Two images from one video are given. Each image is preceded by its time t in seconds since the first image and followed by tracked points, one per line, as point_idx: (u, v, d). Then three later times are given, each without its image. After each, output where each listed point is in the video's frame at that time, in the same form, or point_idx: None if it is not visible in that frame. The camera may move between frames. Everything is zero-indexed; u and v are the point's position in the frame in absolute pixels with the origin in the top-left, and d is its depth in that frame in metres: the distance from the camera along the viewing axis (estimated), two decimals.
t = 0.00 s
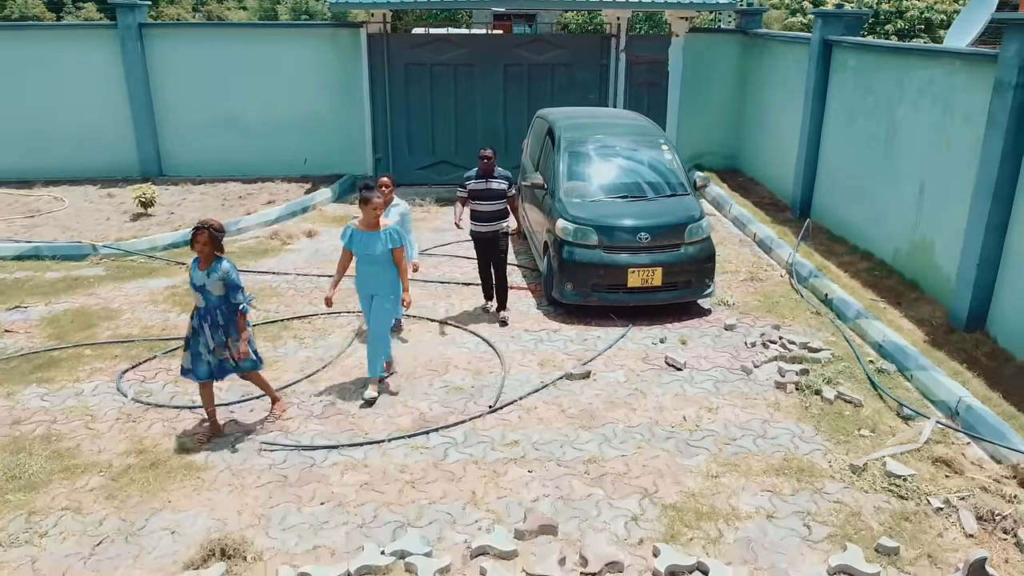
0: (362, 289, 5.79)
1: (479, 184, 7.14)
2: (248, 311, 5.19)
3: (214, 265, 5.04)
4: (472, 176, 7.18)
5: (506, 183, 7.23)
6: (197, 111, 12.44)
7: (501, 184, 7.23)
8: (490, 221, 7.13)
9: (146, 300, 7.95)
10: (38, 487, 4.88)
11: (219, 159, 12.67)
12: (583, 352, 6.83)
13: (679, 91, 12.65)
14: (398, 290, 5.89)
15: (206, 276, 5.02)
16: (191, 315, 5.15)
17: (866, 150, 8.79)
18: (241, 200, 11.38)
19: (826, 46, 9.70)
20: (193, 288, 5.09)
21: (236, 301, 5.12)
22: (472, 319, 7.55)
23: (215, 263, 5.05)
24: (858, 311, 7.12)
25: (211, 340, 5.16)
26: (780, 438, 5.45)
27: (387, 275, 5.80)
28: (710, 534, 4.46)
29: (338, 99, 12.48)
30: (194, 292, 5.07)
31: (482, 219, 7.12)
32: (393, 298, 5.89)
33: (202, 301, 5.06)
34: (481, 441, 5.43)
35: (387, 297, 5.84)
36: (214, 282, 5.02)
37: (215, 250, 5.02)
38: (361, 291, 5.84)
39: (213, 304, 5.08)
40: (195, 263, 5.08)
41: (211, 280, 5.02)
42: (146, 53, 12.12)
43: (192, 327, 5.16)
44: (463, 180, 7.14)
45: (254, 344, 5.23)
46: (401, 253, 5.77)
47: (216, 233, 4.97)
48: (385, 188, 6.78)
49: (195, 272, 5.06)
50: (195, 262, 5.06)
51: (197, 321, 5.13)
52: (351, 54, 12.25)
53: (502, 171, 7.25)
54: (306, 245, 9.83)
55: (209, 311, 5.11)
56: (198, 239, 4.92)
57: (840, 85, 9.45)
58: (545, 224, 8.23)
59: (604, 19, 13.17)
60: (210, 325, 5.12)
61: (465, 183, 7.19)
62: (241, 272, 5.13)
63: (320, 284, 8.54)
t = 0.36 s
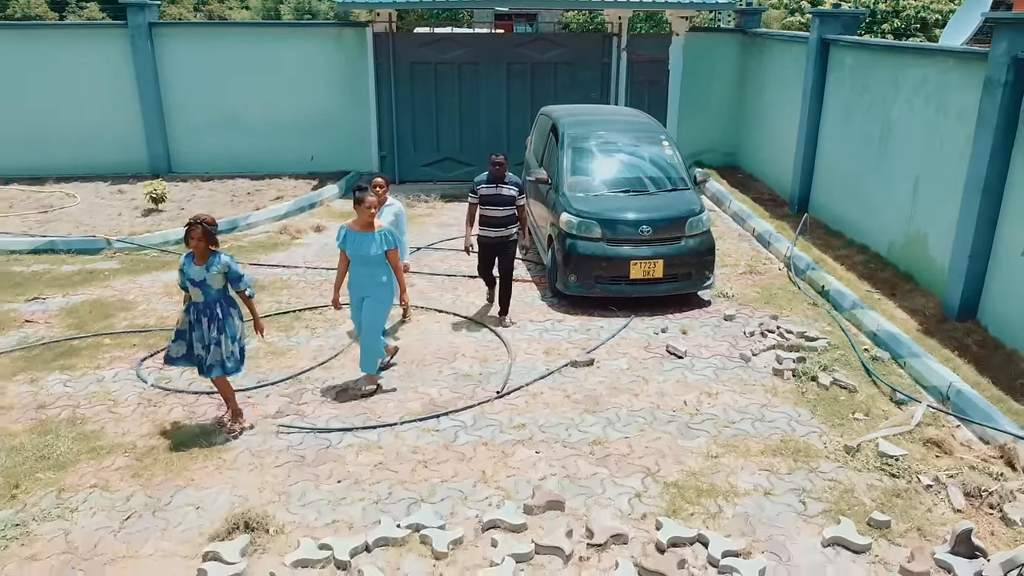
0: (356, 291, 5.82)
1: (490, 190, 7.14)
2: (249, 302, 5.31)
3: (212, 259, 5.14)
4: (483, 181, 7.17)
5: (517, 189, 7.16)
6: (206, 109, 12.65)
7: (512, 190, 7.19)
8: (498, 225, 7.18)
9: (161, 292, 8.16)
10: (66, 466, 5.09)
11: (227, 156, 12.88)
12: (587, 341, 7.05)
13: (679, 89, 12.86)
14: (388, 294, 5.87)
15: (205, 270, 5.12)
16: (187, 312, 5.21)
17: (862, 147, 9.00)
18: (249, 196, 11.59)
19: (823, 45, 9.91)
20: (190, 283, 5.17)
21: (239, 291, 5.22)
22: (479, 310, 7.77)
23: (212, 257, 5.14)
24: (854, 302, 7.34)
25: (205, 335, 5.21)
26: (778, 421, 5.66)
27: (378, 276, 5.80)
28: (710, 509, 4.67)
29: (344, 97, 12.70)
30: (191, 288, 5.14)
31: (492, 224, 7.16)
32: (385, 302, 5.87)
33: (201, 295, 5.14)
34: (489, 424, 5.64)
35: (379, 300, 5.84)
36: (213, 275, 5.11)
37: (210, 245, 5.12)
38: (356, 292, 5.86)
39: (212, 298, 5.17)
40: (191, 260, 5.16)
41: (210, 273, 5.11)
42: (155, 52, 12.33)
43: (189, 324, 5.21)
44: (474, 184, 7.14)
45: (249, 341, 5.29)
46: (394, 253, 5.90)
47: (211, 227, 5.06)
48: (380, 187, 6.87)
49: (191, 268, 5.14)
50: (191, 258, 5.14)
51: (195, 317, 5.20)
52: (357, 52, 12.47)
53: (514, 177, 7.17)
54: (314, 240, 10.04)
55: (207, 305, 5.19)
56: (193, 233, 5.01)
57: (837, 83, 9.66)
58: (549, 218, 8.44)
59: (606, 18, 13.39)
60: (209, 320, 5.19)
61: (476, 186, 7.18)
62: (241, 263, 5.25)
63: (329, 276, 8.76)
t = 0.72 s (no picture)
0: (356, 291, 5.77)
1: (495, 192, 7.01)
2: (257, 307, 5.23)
3: (223, 263, 5.06)
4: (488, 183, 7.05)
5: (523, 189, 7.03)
6: (217, 107, 12.85)
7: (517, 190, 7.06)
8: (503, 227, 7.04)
9: (180, 283, 8.37)
10: (100, 446, 5.31)
11: (238, 153, 13.09)
12: (597, 330, 7.26)
13: (683, 87, 13.07)
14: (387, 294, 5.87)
15: (217, 274, 5.03)
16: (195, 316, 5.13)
17: (863, 143, 9.21)
18: (261, 191, 11.79)
19: (825, 43, 10.12)
20: (199, 287, 5.07)
21: (246, 297, 5.15)
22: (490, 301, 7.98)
23: (224, 261, 5.06)
24: (855, 292, 7.55)
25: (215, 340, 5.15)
26: (783, 405, 5.88)
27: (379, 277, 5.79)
28: (719, 485, 4.88)
29: (352, 94, 12.91)
30: (201, 292, 5.06)
31: (498, 226, 7.05)
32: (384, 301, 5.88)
33: (211, 300, 5.06)
34: (505, 407, 5.85)
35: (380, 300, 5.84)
36: (225, 280, 5.04)
37: (221, 248, 5.03)
38: (354, 294, 5.80)
39: (222, 302, 5.09)
40: (201, 263, 5.06)
41: (222, 278, 5.03)
42: (168, 50, 12.54)
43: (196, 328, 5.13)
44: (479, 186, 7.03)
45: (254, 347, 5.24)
46: (393, 253, 5.79)
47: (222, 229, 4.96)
48: (383, 188, 6.74)
49: (202, 271, 5.05)
50: (201, 261, 5.05)
51: (204, 321, 5.12)
52: (366, 50, 12.70)
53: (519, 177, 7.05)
54: (326, 234, 10.25)
55: (217, 310, 5.12)
56: (205, 237, 4.90)
57: (839, 81, 9.87)
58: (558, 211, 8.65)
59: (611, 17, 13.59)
60: (218, 324, 5.12)
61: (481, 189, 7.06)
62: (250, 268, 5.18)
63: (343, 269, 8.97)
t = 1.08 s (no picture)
0: (354, 291, 5.75)
1: (501, 193, 6.85)
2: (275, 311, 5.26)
3: (243, 267, 5.07)
4: (493, 184, 6.91)
5: (529, 191, 6.86)
6: (231, 105, 13.04)
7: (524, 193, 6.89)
8: (508, 230, 6.87)
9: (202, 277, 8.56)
10: (137, 431, 5.49)
11: (251, 151, 13.28)
12: (612, 321, 7.44)
13: (691, 85, 13.25)
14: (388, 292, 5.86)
15: (239, 278, 5.04)
16: (215, 321, 5.09)
17: (870, 139, 9.39)
18: (275, 188, 11.98)
19: (832, 42, 10.32)
20: (219, 292, 5.06)
21: (266, 302, 5.17)
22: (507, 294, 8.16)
23: (243, 265, 5.07)
24: (864, 285, 7.74)
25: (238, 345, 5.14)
26: (796, 392, 6.06)
27: (378, 275, 5.77)
28: (737, 468, 5.07)
29: (364, 92, 13.10)
30: (222, 297, 5.05)
31: (503, 228, 6.87)
32: (386, 299, 5.86)
33: (234, 304, 5.06)
34: (526, 395, 6.04)
35: (379, 300, 5.81)
36: (247, 284, 5.06)
37: (240, 252, 5.04)
38: (352, 294, 5.78)
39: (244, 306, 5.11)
40: (220, 268, 5.04)
41: (244, 281, 5.05)
42: (183, 49, 12.72)
43: (216, 333, 5.10)
44: (485, 187, 6.88)
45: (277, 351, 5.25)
46: (391, 252, 5.79)
47: (238, 233, 4.98)
48: (393, 189, 6.48)
49: (222, 276, 5.04)
50: (221, 266, 5.03)
51: (224, 326, 5.10)
52: (377, 49, 12.89)
53: (526, 179, 6.88)
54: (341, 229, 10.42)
55: (238, 314, 5.11)
56: (227, 240, 4.92)
57: (845, 78, 10.06)
58: (571, 206, 8.84)
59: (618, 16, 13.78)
60: (240, 328, 5.13)
61: (488, 190, 6.92)
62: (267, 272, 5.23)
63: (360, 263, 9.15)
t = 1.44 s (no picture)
0: (365, 297, 5.63)
1: (516, 202, 6.58)
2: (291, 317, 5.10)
3: (256, 271, 4.90)
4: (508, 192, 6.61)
5: (546, 201, 6.60)
6: (244, 103, 13.19)
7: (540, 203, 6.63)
8: (522, 239, 6.59)
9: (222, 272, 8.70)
10: (170, 419, 5.63)
11: (264, 149, 13.43)
12: (627, 315, 7.59)
13: (698, 83, 13.41)
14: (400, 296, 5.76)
15: (253, 282, 4.87)
16: (228, 327, 4.93)
17: (877, 136, 9.54)
18: (289, 185, 12.12)
19: (839, 41, 10.47)
20: (232, 298, 4.90)
21: (281, 306, 5.01)
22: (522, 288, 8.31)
23: (257, 269, 4.91)
24: (873, 280, 7.88)
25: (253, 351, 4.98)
26: (809, 382, 6.22)
27: (388, 280, 5.65)
28: (755, 454, 5.22)
29: (376, 91, 13.25)
30: (236, 302, 4.89)
31: (516, 238, 6.58)
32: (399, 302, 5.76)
33: (248, 309, 4.89)
34: (547, 385, 6.19)
35: (391, 306, 5.66)
36: (261, 288, 4.90)
37: (254, 255, 4.88)
38: (364, 299, 5.66)
39: (258, 311, 4.94)
40: (233, 272, 4.88)
41: (258, 285, 4.88)
42: (197, 48, 12.87)
43: (230, 339, 4.94)
44: (500, 196, 6.61)
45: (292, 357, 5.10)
46: (402, 258, 5.62)
47: (253, 235, 4.83)
48: (405, 193, 6.34)
49: (236, 281, 4.88)
50: (234, 270, 4.87)
51: (239, 332, 4.94)
52: (389, 49, 13.03)
53: (542, 189, 6.62)
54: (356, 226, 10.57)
55: (253, 320, 4.95)
56: (239, 244, 4.75)
57: (853, 77, 10.21)
58: (584, 202, 8.99)
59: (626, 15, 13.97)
60: (255, 334, 4.96)
61: (502, 198, 6.64)
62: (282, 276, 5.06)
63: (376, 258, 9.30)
